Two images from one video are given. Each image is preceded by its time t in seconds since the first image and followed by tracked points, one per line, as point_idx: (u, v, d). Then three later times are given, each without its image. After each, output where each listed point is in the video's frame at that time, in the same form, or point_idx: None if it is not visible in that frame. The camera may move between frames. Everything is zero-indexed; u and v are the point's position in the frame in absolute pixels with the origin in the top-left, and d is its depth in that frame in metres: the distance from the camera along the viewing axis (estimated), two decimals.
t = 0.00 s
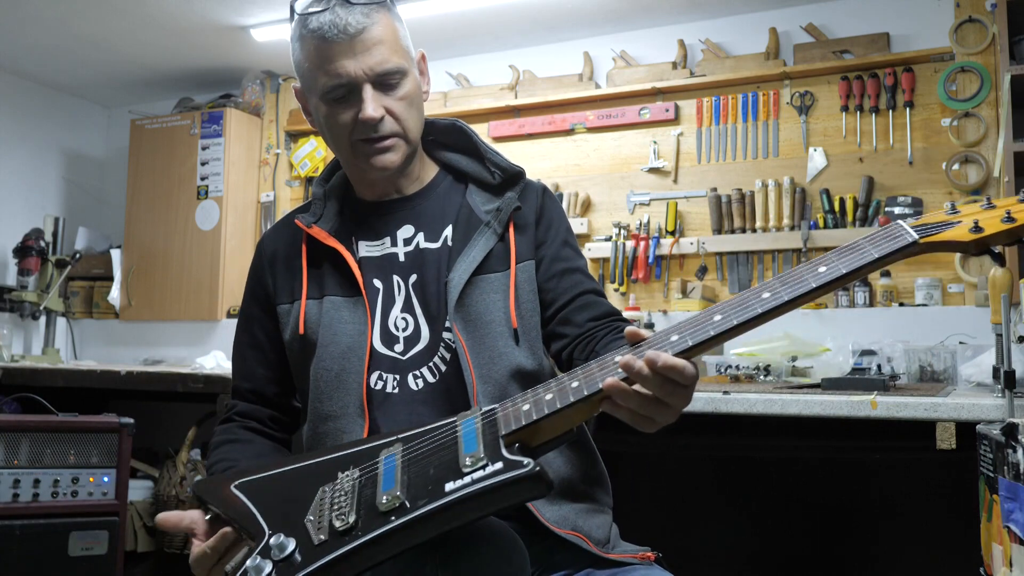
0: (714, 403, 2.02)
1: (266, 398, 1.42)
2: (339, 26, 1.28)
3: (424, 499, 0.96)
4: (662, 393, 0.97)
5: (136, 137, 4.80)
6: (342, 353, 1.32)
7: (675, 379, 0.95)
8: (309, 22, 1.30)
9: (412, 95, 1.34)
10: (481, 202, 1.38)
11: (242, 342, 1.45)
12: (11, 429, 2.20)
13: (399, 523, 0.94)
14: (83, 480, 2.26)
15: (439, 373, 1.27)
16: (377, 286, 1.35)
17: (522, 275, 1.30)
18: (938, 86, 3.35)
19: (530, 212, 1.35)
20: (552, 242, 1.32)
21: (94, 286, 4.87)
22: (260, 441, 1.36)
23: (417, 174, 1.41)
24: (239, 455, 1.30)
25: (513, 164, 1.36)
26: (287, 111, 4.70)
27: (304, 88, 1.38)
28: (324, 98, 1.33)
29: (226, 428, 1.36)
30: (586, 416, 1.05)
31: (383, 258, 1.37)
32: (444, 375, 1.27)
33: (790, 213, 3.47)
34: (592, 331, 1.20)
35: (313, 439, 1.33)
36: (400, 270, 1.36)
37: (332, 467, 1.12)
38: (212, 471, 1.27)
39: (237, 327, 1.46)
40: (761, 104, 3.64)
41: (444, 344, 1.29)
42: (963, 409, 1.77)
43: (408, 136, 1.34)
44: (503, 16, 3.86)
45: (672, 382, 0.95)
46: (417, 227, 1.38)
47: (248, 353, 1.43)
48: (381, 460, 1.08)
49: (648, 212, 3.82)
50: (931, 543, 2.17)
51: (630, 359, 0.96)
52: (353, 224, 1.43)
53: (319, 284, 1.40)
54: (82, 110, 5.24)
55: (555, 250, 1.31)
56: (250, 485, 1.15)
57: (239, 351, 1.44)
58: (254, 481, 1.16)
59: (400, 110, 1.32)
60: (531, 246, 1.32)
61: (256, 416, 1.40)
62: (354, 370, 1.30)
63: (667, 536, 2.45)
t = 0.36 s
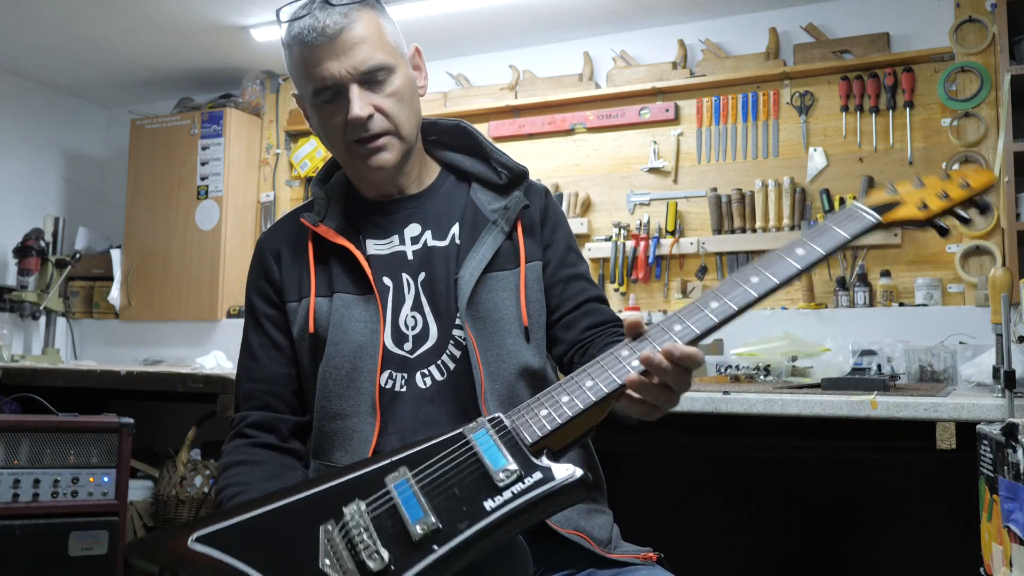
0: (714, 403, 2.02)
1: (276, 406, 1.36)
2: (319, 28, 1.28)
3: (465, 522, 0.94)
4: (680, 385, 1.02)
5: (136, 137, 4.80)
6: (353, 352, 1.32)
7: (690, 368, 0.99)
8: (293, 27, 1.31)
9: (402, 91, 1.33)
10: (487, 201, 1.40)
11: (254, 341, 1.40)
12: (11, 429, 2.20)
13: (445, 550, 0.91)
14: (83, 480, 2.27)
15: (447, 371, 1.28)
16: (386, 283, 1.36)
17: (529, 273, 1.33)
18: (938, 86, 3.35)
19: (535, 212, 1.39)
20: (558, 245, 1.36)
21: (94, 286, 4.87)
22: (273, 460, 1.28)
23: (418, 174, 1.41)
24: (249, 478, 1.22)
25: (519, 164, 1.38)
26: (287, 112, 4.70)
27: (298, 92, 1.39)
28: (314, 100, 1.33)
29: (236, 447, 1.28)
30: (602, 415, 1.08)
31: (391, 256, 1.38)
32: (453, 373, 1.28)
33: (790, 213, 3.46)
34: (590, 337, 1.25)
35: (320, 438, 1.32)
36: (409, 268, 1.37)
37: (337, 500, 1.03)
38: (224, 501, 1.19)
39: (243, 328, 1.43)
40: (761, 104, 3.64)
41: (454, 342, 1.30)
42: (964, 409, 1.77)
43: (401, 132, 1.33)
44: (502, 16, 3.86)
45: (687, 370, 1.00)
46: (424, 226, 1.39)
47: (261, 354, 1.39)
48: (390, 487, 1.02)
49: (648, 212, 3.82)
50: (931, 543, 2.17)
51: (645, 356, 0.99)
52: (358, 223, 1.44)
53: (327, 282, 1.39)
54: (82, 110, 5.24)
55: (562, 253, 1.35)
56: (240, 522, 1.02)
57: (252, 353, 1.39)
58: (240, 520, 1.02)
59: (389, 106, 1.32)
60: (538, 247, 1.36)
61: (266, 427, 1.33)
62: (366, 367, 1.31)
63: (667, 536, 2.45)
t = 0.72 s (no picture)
0: (714, 404, 2.02)
1: (275, 400, 1.33)
2: (329, 19, 1.28)
3: (510, 543, 1.00)
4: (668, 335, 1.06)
5: (136, 137, 4.80)
6: (359, 349, 1.32)
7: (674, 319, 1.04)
8: (302, 18, 1.31)
9: (409, 86, 1.33)
10: (491, 196, 1.40)
11: (258, 332, 1.38)
12: (11, 430, 2.20)
13: None
14: (83, 480, 2.27)
15: (453, 368, 1.30)
16: (393, 280, 1.37)
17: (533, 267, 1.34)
18: (938, 86, 3.35)
19: (540, 206, 1.39)
20: (561, 238, 1.37)
21: (94, 286, 4.87)
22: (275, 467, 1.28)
23: (421, 170, 1.41)
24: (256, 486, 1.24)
25: (524, 159, 1.37)
26: (287, 111, 4.70)
27: (302, 85, 1.39)
28: (319, 92, 1.33)
29: (235, 446, 1.28)
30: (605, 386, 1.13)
31: (397, 252, 1.38)
32: (459, 370, 1.30)
33: (790, 213, 3.45)
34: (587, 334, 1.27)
35: (325, 437, 1.32)
36: (415, 265, 1.37)
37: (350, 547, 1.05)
38: (226, 509, 1.21)
39: (244, 321, 1.40)
40: (762, 104, 3.64)
41: (461, 338, 1.32)
42: (964, 409, 1.77)
43: (406, 127, 1.33)
44: (502, 16, 3.86)
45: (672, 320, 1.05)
46: (429, 222, 1.40)
47: (266, 347, 1.37)
48: (414, 522, 1.04)
49: (648, 212, 3.82)
50: (931, 544, 2.17)
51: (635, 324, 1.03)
52: (362, 220, 1.43)
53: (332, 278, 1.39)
54: (82, 110, 5.24)
55: (565, 247, 1.37)
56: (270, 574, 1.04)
57: (255, 346, 1.37)
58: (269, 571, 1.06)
59: (395, 100, 1.31)
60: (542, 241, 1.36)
61: (266, 423, 1.31)
62: (372, 363, 1.31)
63: (667, 536, 2.45)
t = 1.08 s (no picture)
0: (714, 404, 2.02)
1: (266, 392, 1.31)
2: (334, 17, 1.28)
3: (524, 497, 0.96)
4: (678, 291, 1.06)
5: (136, 137, 4.80)
6: (359, 347, 1.32)
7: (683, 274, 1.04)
8: (307, 16, 1.31)
9: (413, 86, 1.34)
10: (492, 196, 1.40)
11: (254, 324, 1.37)
12: (11, 430, 2.20)
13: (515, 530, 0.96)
14: (83, 480, 2.27)
15: (453, 367, 1.29)
16: (394, 280, 1.36)
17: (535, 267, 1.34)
18: (938, 86, 3.35)
19: (542, 205, 1.40)
20: (563, 237, 1.38)
21: (94, 286, 4.87)
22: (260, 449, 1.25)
23: (424, 170, 1.41)
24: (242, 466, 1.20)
25: (526, 159, 1.39)
26: (287, 112, 4.70)
27: (306, 84, 1.39)
28: (323, 90, 1.33)
29: (223, 431, 1.24)
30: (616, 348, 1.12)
31: (399, 251, 1.38)
32: (460, 369, 1.29)
33: (790, 213, 3.46)
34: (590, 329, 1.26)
35: (322, 434, 1.32)
36: (417, 264, 1.37)
37: (346, 516, 0.97)
38: (211, 486, 1.16)
39: (241, 312, 1.39)
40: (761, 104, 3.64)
41: (461, 337, 1.31)
42: (964, 409, 1.77)
43: (409, 126, 1.32)
44: (502, 16, 3.86)
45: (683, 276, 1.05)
46: (431, 221, 1.40)
47: (262, 339, 1.35)
48: (428, 481, 0.97)
49: (648, 212, 3.82)
50: (931, 544, 2.17)
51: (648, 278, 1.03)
52: (363, 219, 1.43)
53: (334, 275, 1.39)
54: (82, 110, 5.24)
55: (567, 245, 1.37)
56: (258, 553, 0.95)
57: (250, 337, 1.35)
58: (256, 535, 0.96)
59: (399, 100, 1.31)
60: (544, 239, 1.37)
61: (257, 413, 1.28)
62: (372, 363, 1.31)
63: (667, 536, 2.45)
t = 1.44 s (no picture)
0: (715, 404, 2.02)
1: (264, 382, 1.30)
2: (340, 16, 1.28)
3: (513, 408, 0.96)
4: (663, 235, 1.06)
5: (136, 137, 4.80)
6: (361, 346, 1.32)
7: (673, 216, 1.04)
8: (313, 15, 1.31)
9: (417, 86, 1.34)
10: (495, 198, 1.41)
11: (255, 316, 1.37)
12: (11, 429, 2.19)
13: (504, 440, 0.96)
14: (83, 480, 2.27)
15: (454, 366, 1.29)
16: (396, 279, 1.36)
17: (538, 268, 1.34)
18: (938, 86, 3.35)
19: (546, 207, 1.40)
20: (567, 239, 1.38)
21: (94, 286, 4.87)
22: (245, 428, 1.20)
23: (427, 170, 1.41)
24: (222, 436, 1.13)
25: (529, 161, 1.38)
26: (286, 112, 4.70)
27: (311, 83, 1.39)
28: (327, 88, 1.33)
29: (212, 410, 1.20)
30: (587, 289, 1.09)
31: (401, 250, 1.38)
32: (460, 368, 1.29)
33: (790, 213, 3.46)
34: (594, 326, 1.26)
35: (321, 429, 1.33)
36: (419, 263, 1.37)
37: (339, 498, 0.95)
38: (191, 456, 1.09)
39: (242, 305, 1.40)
40: (761, 104, 3.64)
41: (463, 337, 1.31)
42: (963, 409, 1.77)
43: (413, 125, 1.33)
44: (502, 16, 3.86)
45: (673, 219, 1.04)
46: (434, 222, 1.40)
47: (260, 329, 1.36)
48: (420, 382, 0.95)
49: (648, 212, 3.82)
50: (931, 543, 2.17)
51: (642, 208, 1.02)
52: (367, 218, 1.43)
53: (335, 272, 1.39)
54: (82, 110, 5.24)
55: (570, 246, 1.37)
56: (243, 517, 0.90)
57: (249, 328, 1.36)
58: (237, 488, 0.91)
59: (403, 99, 1.32)
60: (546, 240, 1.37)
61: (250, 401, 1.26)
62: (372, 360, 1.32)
63: (667, 535, 2.45)
